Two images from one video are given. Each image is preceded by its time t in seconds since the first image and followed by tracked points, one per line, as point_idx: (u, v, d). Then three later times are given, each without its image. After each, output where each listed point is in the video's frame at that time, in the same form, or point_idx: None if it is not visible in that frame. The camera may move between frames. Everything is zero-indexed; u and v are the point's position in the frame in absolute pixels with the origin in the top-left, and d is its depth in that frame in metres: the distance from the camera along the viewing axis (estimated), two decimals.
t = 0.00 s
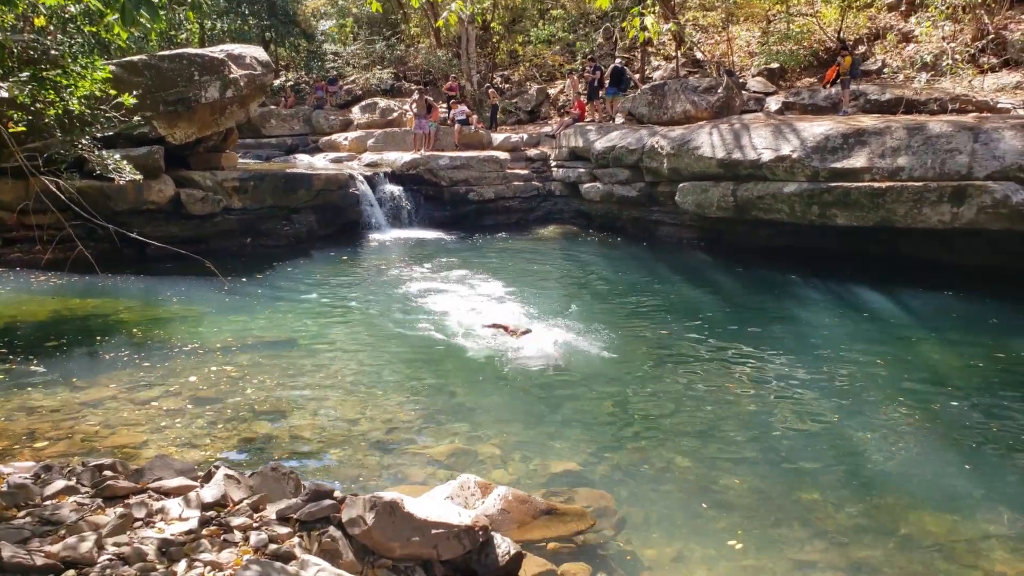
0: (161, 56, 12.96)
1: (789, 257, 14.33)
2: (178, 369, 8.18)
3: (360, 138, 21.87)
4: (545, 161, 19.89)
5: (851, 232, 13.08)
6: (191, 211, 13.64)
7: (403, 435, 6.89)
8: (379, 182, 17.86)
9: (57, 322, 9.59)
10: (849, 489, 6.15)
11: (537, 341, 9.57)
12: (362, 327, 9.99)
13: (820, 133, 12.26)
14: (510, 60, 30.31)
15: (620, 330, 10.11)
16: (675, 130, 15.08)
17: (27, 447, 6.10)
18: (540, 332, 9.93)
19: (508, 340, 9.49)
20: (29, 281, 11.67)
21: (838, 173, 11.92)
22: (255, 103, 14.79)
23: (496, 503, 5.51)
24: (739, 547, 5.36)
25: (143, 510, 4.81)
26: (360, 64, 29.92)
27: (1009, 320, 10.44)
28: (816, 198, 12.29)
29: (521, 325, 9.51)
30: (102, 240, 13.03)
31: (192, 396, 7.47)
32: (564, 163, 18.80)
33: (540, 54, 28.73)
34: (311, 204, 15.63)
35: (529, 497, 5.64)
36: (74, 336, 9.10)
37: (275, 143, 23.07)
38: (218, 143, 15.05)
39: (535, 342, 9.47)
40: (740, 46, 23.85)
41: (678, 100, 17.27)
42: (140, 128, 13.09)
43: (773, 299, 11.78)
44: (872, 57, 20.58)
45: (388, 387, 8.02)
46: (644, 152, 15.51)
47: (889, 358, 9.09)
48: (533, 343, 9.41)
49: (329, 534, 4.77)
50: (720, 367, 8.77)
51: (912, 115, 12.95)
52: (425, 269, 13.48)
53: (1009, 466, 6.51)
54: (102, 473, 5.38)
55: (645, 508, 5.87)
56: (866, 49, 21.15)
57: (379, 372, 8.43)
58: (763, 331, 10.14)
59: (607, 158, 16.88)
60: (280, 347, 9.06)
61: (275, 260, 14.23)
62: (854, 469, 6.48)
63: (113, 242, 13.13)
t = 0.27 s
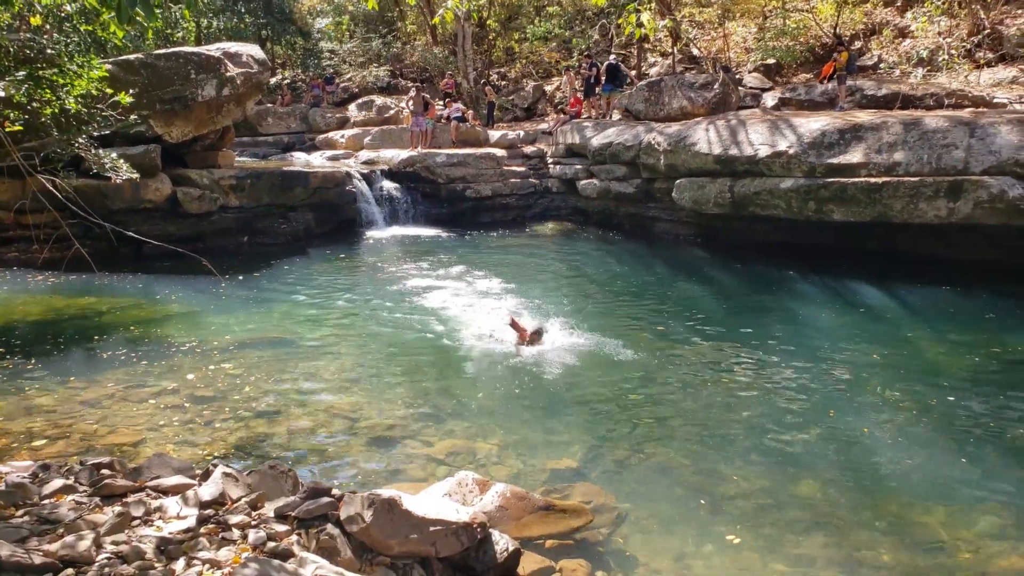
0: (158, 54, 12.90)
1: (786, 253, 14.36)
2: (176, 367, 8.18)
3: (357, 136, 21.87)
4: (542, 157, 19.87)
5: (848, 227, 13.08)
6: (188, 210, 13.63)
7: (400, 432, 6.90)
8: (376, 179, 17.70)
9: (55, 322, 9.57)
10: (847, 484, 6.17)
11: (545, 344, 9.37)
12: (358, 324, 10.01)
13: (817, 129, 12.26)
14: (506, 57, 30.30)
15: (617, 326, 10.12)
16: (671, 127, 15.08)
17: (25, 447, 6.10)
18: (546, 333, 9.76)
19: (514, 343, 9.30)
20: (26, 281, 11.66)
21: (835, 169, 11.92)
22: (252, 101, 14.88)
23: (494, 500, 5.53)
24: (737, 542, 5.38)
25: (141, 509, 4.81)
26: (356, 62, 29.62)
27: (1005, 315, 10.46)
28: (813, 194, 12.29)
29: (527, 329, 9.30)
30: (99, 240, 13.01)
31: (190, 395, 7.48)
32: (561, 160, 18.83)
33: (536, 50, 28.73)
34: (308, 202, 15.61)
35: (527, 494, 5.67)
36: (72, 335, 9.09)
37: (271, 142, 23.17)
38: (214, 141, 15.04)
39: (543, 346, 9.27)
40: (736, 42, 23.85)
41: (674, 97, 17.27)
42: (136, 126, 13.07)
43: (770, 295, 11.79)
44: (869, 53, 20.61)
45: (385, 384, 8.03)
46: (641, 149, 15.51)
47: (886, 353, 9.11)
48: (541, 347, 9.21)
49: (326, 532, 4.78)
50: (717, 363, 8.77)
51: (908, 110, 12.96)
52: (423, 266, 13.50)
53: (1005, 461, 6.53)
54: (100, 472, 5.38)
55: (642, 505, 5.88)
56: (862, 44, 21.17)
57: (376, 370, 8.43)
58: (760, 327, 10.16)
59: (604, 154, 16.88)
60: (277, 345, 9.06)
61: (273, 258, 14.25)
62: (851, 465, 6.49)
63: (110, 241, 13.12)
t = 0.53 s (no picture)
0: (156, 52, 12.88)
1: (785, 250, 14.37)
2: (176, 365, 8.18)
3: (355, 133, 21.77)
4: (541, 155, 19.86)
5: (848, 224, 13.08)
6: (186, 208, 13.61)
7: (400, 430, 6.90)
8: (375, 177, 17.81)
9: (53, 320, 9.56)
10: (846, 481, 6.18)
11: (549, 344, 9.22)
12: (360, 321, 10.03)
13: (816, 126, 12.27)
14: (505, 55, 30.37)
15: (619, 324, 10.11)
16: (671, 124, 15.08)
17: (24, 445, 6.10)
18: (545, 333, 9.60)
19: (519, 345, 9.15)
20: (24, 279, 11.64)
21: (834, 166, 11.93)
22: (250, 98, 14.87)
23: (493, 497, 5.54)
24: (736, 538, 5.39)
25: (140, 507, 4.82)
26: (355, 59, 29.88)
27: (1004, 311, 10.47)
28: (812, 191, 12.29)
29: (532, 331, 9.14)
30: (97, 238, 13.00)
31: (189, 393, 7.48)
32: (560, 157, 18.83)
33: (535, 47, 28.73)
34: (307, 200, 15.60)
35: (526, 491, 5.69)
36: (71, 333, 9.08)
37: (270, 139, 23.15)
38: (213, 139, 15.02)
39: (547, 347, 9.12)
40: (735, 40, 23.66)
41: (674, 94, 17.26)
42: (134, 124, 13.04)
43: (769, 292, 11.80)
44: (868, 50, 20.61)
45: (385, 381, 8.04)
46: (640, 146, 15.52)
47: (884, 350, 9.12)
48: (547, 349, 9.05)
49: (326, 529, 4.79)
50: (717, 360, 8.79)
51: (907, 107, 12.95)
52: (422, 264, 13.49)
53: (1003, 457, 6.55)
54: (100, 470, 5.38)
55: (642, 502, 5.89)
56: (861, 42, 21.18)
57: (377, 367, 8.43)
58: (759, 324, 10.17)
59: (604, 152, 16.89)
60: (278, 343, 9.07)
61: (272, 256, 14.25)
62: (850, 461, 6.51)
63: (108, 239, 13.10)
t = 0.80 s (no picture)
0: (156, 49, 12.91)
1: (784, 250, 14.38)
2: (174, 362, 8.18)
3: (355, 132, 21.83)
4: (541, 154, 19.86)
5: (847, 225, 13.07)
6: (186, 205, 13.60)
7: (398, 428, 6.90)
8: (375, 175, 17.83)
9: (52, 317, 9.55)
10: (843, 481, 6.18)
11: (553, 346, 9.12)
12: (358, 320, 10.03)
13: (815, 126, 12.27)
14: (505, 54, 30.10)
15: (617, 323, 10.11)
16: (670, 124, 15.08)
17: (23, 441, 6.09)
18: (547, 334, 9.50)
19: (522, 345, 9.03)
20: (23, 275, 11.64)
21: (833, 167, 11.93)
22: (251, 96, 14.82)
23: (490, 496, 5.55)
24: (733, 537, 5.40)
25: (138, 503, 4.81)
26: (355, 57, 29.93)
27: (1002, 313, 10.47)
28: (812, 191, 12.29)
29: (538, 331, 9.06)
30: (97, 235, 12.99)
31: (188, 390, 7.47)
32: (560, 157, 18.84)
33: (536, 46, 28.73)
34: (306, 198, 15.61)
35: (524, 490, 5.70)
36: (69, 330, 9.06)
37: (269, 138, 23.18)
38: (213, 137, 15.03)
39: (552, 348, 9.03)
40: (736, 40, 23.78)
41: (674, 94, 17.27)
42: (134, 121, 13.02)
43: (768, 293, 11.80)
44: (868, 51, 20.62)
45: (383, 379, 8.05)
46: (640, 146, 15.52)
47: (882, 350, 9.13)
48: (553, 350, 8.96)
49: (323, 527, 4.78)
50: (715, 360, 8.79)
51: (906, 108, 12.95)
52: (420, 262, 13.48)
53: (1001, 458, 6.55)
54: (98, 467, 5.38)
55: (639, 500, 5.89)
56: (861, 42, 21.19)
57: (375, 365, 8.43)
58: (758, 324, 10.17)
59: (603, 151, 16.89)
60: (276, 340, 9.06)
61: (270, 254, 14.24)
62: (847, 461, 6.52)
63: (108, 236, 13.10)
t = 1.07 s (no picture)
0: (159, 50, 12.94)
1: (786, 247, 14.36)
2: (178, 362, 8.19)
3: (358, 132, 21.90)
4: (543, 153, 19.86)
5: (849, 222, 13.02)
6: (189, 206, 13.64)
7: (400, 425, 6.91)
8: (376, 175, 17.81)
9: (57, 318, 9.58)
10: (846, 477, 6.17)
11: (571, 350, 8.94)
12: (360, 318, 10.05)
13: (818, 123, 12.23)
14: (507, 53, 30.36)
15: (619, 321, 10.11)
16: (672, 121, 15.06)
17: (27, 441, 6.11)
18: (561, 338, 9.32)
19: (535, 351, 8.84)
20: (27, 277, 11.68)
21: (836, 163, 11.89)
22: (252, 97, 14.92)
23: (493, 494, 5.55)
24: (737, 534, 5.38)
25: (141, 502, 4.82)
26: (357, 57, 30.02)
27: (1007, 308, 10.43)
28: (814, 188, 12.26)
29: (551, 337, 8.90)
30: (101, 236, 13.03)
31: (191, 389, 7.48)
32: (562, 155, 18.84)
33: (537, 45, 28.75)
34: (308, 198, 15.64)
35: (526, 488, 5.70)
36: (73, 331, 9.08)
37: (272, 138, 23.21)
38: (215, 137, 15.06)
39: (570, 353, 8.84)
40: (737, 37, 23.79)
41: (675, 91, 17.25)
42: (137, 122, 13.06)
43: (771, 290, 11.78)
44: (870, 47, 20.58)
45: (385, 377, 8.06)
46: (642, 144, 15.51)
47: (886, 346, 9.10)
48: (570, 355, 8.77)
49: (326, 525, 4.78)
50: (717, 357, 8.77)
51: (909, 103, 12.90)
52: (423, 261, 13.50)
53: (1005, 453, 6.53)
54: (101, 465, 5.39)
55: (643, 497, 5.89)
56: (863, 38, 21.14)
57: (377, 363, 8.44)
58: (760, 321, 10.15)
59: (605, 149, 16.88)
60: (278, 339, 9.07)
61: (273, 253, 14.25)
62: (851, 457, 6.50)
63: (111, 237, 13.14)
